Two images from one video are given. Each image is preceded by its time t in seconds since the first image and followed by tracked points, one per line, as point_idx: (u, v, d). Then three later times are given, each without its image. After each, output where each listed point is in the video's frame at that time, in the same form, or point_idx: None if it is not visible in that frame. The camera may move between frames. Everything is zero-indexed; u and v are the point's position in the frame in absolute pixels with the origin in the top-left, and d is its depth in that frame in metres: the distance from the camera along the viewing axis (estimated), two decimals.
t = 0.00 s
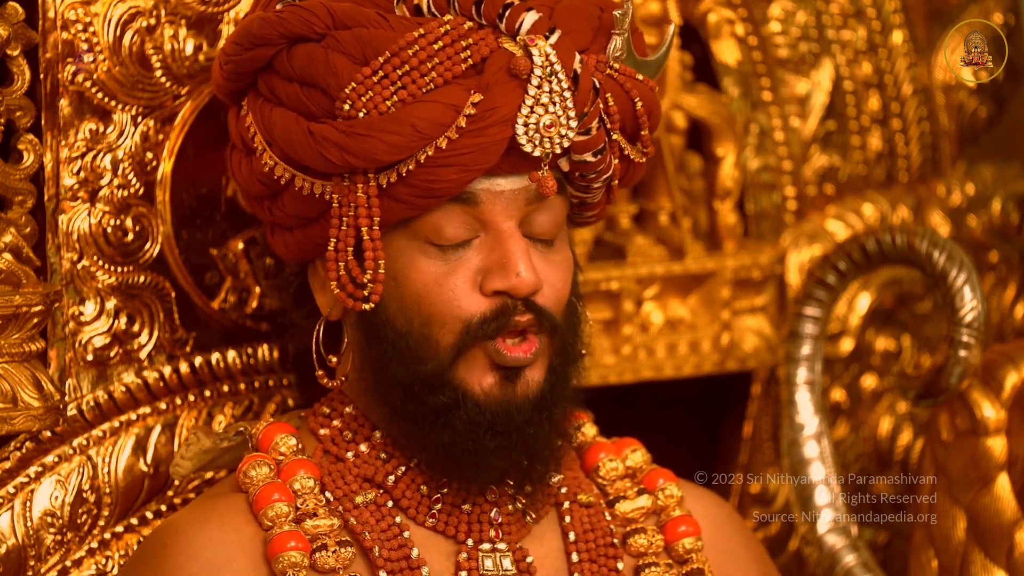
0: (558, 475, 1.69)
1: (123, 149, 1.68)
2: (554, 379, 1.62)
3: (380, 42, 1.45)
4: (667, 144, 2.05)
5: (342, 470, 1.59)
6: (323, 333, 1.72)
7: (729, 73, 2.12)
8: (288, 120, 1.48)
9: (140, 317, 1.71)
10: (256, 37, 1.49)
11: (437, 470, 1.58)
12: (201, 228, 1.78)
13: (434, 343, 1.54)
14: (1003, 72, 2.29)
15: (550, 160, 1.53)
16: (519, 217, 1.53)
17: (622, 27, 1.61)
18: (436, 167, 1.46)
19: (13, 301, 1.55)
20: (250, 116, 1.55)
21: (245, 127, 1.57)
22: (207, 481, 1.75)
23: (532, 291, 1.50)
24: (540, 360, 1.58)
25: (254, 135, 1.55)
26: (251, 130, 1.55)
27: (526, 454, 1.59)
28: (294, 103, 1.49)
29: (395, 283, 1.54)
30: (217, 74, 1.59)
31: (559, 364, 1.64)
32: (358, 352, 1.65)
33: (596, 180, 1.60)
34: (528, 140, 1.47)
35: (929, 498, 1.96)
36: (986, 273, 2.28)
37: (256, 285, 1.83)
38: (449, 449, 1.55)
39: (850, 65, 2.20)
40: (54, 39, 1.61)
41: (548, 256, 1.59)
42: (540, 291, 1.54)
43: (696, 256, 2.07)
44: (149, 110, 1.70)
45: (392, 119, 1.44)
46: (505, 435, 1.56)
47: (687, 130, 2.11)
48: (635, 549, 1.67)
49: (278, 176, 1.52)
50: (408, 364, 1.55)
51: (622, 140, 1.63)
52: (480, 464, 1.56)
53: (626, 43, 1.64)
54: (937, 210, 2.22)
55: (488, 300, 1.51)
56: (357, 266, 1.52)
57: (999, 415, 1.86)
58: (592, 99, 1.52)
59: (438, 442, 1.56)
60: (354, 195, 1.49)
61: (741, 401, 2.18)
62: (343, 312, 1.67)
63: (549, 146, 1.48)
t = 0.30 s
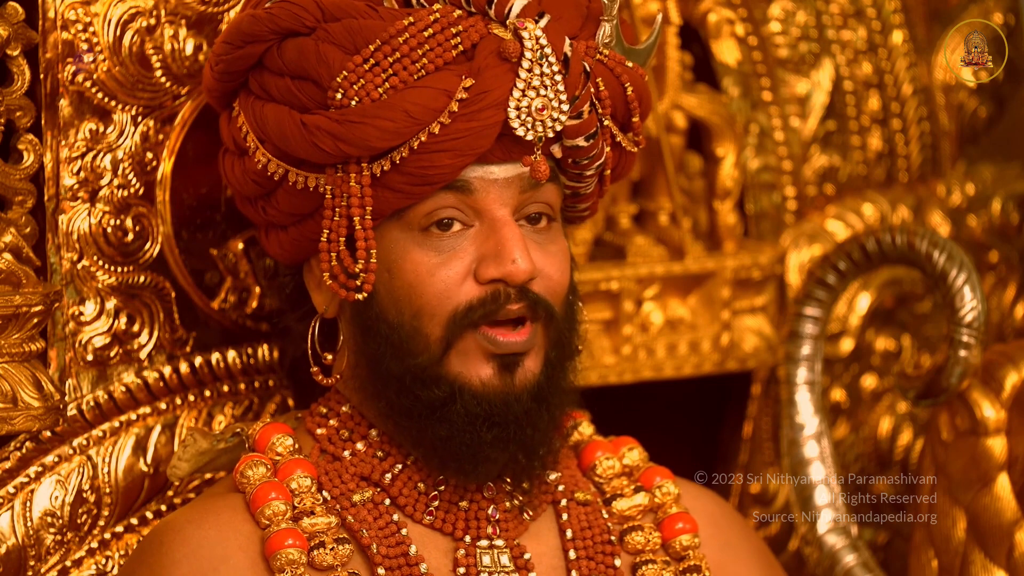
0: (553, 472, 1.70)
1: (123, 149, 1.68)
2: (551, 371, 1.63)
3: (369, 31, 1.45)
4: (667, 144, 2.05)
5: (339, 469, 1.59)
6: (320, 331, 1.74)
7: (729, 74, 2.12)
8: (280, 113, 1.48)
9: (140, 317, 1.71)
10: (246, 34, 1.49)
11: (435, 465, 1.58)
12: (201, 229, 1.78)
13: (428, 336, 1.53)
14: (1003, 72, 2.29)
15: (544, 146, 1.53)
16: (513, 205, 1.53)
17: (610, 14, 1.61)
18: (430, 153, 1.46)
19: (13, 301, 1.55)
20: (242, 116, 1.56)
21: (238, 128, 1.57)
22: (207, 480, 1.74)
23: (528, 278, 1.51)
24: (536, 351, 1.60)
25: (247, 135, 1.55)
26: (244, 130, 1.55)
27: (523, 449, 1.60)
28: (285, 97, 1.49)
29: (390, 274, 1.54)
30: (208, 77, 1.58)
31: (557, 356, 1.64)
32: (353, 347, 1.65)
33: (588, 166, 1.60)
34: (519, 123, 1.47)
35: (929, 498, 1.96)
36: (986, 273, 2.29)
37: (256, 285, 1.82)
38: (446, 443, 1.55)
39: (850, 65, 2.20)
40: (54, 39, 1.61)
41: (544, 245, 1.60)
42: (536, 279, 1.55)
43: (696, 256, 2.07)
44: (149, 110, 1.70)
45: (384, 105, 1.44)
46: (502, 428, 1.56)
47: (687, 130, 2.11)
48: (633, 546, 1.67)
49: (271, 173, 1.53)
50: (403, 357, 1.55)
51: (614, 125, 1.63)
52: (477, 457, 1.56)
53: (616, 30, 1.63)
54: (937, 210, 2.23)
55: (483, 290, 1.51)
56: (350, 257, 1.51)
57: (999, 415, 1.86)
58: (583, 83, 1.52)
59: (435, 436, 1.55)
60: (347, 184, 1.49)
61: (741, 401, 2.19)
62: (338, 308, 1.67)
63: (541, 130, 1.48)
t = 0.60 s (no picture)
0: (554, 472, 1.70)
1: (123, 149, 1.68)
2: (554, 365, 1.63)
3: (371, 29, 1.45)
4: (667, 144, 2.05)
5: (339, 469, 1.59)
6: (320, 332, 1.74)
7: (729, 74, 2.12)
8: (281, 111, 1.48)
9: (140, 317, 1.71)
10: (248, 32, 1.49)
11: (439, 461, 1.57)
12: (201, 229, 1.78)
13: (426, 334, 1.54)
14: (1003, 72, 2.29)
15: (545, 144, 1.54)
16: (514, 203, 1.54)
17: (613, 13, 1.60)
18: (431, 151, 1.46)
19: (13, 301, 1.55)
20: (244, 115, 1.56)
21: (240, 126, 1.57)
22: (207, 481, 1.75)
23: (528, 276, 1.51)
24: (540, 343, 1.60)
25: (249, 133, 1.55)
26: (245, 129, 1.55)
27: (524, 451, 1.62)
28: (287, 95, 1.49)
29: (390, 273, 1.54)
30: (209, 76, 1.58)
31: (560, 352, 1.64)
32: (354, 346, 1.65)
33: (589, 165, 1.60)
34: (521, 121, 1.47)
35: (929, 498, 1.96)
36: (986, 273, 2.29)
37: (256, 285, 1.83)
38: (450, 436, 1.55)
39: (850, 65, 2.20)
40: (54, 39, 1.61)
41: (545, 243, 1.60)
42: (537, 276, 1.55)
43: (696, 256, 2.07)
44: (149, 110, 1.70)
45: (385, 102, 1.44)
46: (506, 417, 1.56)
47: (687, 130, 2.11)
48: (633, 547, 1.67)
49: (272, 171, 1.53)
50: (402, 355, 1.56)
51: (615, 125, 1.63)
52: (482, 450, 1.56)
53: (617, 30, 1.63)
54: (937, 210, 2.23)
55: (482, 287, 1.51)
56: (352, 254, 1.51)
57: (999, 415, 1.86)
58: (584, 81, 1.52)
59: (439, 430, 1.55)
60: (349, 182, 1.49)
61: (742, 401, 2.19)
62: (340, 307, 1.67)
63: (542, 128, 1.48)
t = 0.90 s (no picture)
0: (556, 473, 1.70)
1: (123, 149, 1.68)
2: (553, 373, 1.63)
3: (377, 35, 1.45)
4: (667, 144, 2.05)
5: (339, 470, 1.59)
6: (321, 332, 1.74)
7: (729, 74, 2.12)
8: (285, 114, 1.48)
9: (140, 317, 1.71)
10: (255, 33, 1.49)
11: (436, 463, 1.58)
12: (201, 229, 1.78)
13: (424, 338, 1.54)
14: (1003, 72, 2.29)
15: (549, 154, 1.53)
16: (517, 211, 1.53)
17: (621, 22, 1.58)
18: (433, 160, 1.46)
19: (13, 301, 1.55)
20: (249, 113, 1.55)
21: (244, 125, 1.57)
22: (206, 481, 1.75)
23: (528, 286, 1.51)
24: (540, 350, 1.60)
25: (253, 132, 1.54)
26: (250, 128, 1.55)
27: (524, 449, 1.61)
28: (291, 97, 1.49)
29: (390, 277, 1.54)
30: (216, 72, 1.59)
31: (560, 360, 1.65)
32: (354, 349, 1.65)
33: (593, 174, 1.60)
34: (524, 132, 1.47)
35: (929, 498, 1.96)
36: (986, 273, 2.29)
37: (256, 285, 1.83)
38: (446, 441, 1.56)
39: (850, 65, 2.20)
40: (54, 39, 1.61)
41: (547, 250, 1.60)
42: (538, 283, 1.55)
43: (696, 256, 2.07)
44: (149, 110, 1.70)
45: (389, 110, 1.44)
46: (502, 425, 1.56)
47: (687, 130, 2.11)
48: (633, 548, 1.67)
49: (276, 172, 1.53)
50: (401, 359, 1.56)
51: (620, 134, 1.63)
52: (477, 456, 1.56)
53: (625, 38, 1.62)
54: (937, 210, 2.23)
55: (482, 293, 1.51)
56: (354, 260, 1.52)
57: (999, 415, 1.86)
58: (589, 92, 1.51)
59: (436, 435, 1.56)
60: (352, 188, 1.49)
61: (741, 401, 2.19)
62: (341, 309, 1.67)
63: (545, 138, 1.48)
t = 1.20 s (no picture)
0: (557, 474, 1.70)
1: (123, 149, 1.68)
2: (554, 383, 1.63)
3: (383, 45, 1.45)
4: (667, 144, 2.05)
5: (340, 470, 1.59)
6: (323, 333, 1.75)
7: (729, 74, 2.12)
8: (290, 120, 1.48)
9: (140, 317, 1.71)
10: (261, 36, 1.49)
11: (434, 471, 1.58)
12: (201, 229, 1.78)
13: (425, 346, 1.54)
14: (1003, 72, 2.28)
15: (552, 166, 1.53)
16: (520, 221, 1.53)
17: (626, 33, 1.57)
18: (437, 171, 1.46)
19: (13, 301, 1.55)
20: (254, 114, 1.55)
21: (249, 125, 1.56)
22: (207, 480, 1.75)
23: (530, 296, 1.51)
24: (540, 363, 1.60)
25: (258, 134, 1.55)
26: (255, 129, 1.55)
27: (527, 455, 1.60)
28: (297, 103, 1.49)
29: (391, 284, 1.54)
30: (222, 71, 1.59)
31: (561, 369, 1.65)
32: (356, 353, 1.65)
33: (596, 185, 1.59)
34: (528, 145, 1.47)
35: (929, 498, 1.96)
36: (986, 273, 2.29)
37: (256, 285, 1.83)
38: (444, 451, 1.56)
39: (850, 65, 2.20)
40: (54, 39, 1.61)
41: (550, 258, 1.60)
42: (541, 292, 1.55)
43: (696, 256, 2.07)
44: (149, 110, 1.70)
45: (393, 122, 1.44)
46: (501, 438, 1.56)
47: (687, 130, 2.11)
48: (634, 549, 1.67)
49: (279, 176, 1.52)
50: (401, 366, 1.56)
51: (626, 145, 1.62)
52: (475, 469, 1.56)
53: (630, 49, 1.60)
54: (937, 210, 2.23)
55: (483, 303, 1.52)
56: (356, 268, 1.51)
57: (999, 415, 1.86)
58: (595, 105, 1.51)
59: (433, 445, 1.56)
60: (355, 197, 1.49)
61: (742, 401, 2.19)
62: (343, 312, 1.67)
63: (550, 152, 1.48)
